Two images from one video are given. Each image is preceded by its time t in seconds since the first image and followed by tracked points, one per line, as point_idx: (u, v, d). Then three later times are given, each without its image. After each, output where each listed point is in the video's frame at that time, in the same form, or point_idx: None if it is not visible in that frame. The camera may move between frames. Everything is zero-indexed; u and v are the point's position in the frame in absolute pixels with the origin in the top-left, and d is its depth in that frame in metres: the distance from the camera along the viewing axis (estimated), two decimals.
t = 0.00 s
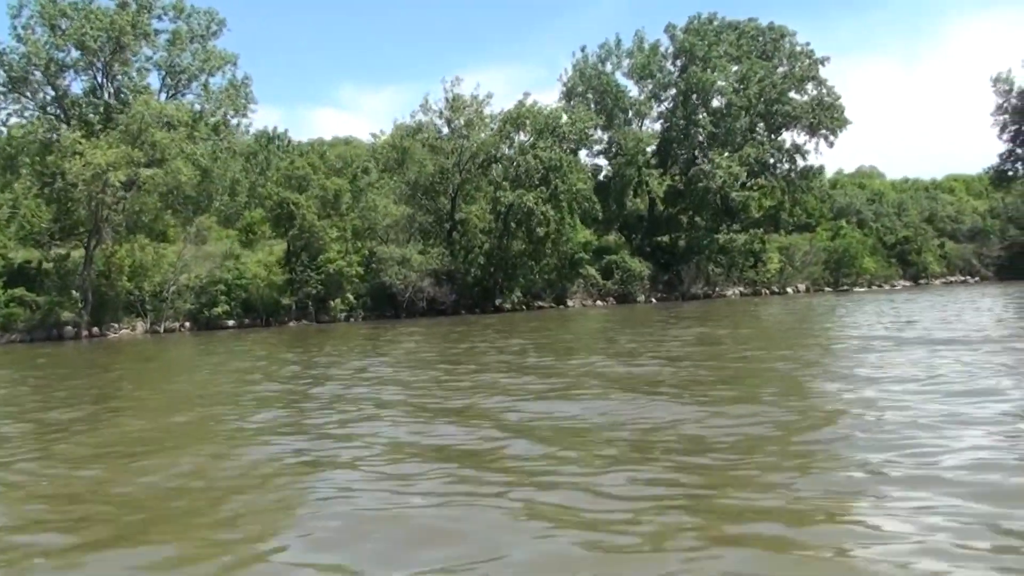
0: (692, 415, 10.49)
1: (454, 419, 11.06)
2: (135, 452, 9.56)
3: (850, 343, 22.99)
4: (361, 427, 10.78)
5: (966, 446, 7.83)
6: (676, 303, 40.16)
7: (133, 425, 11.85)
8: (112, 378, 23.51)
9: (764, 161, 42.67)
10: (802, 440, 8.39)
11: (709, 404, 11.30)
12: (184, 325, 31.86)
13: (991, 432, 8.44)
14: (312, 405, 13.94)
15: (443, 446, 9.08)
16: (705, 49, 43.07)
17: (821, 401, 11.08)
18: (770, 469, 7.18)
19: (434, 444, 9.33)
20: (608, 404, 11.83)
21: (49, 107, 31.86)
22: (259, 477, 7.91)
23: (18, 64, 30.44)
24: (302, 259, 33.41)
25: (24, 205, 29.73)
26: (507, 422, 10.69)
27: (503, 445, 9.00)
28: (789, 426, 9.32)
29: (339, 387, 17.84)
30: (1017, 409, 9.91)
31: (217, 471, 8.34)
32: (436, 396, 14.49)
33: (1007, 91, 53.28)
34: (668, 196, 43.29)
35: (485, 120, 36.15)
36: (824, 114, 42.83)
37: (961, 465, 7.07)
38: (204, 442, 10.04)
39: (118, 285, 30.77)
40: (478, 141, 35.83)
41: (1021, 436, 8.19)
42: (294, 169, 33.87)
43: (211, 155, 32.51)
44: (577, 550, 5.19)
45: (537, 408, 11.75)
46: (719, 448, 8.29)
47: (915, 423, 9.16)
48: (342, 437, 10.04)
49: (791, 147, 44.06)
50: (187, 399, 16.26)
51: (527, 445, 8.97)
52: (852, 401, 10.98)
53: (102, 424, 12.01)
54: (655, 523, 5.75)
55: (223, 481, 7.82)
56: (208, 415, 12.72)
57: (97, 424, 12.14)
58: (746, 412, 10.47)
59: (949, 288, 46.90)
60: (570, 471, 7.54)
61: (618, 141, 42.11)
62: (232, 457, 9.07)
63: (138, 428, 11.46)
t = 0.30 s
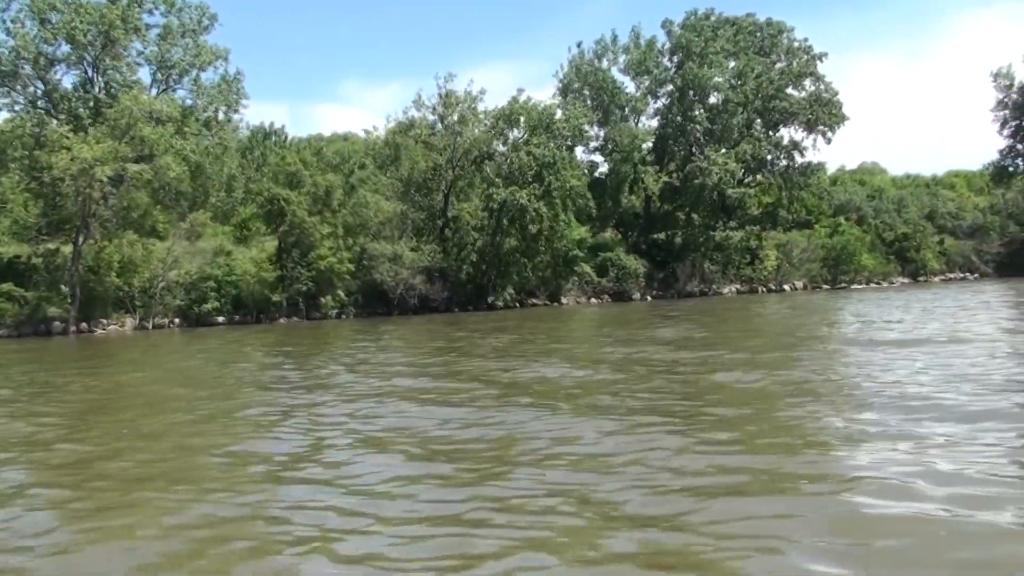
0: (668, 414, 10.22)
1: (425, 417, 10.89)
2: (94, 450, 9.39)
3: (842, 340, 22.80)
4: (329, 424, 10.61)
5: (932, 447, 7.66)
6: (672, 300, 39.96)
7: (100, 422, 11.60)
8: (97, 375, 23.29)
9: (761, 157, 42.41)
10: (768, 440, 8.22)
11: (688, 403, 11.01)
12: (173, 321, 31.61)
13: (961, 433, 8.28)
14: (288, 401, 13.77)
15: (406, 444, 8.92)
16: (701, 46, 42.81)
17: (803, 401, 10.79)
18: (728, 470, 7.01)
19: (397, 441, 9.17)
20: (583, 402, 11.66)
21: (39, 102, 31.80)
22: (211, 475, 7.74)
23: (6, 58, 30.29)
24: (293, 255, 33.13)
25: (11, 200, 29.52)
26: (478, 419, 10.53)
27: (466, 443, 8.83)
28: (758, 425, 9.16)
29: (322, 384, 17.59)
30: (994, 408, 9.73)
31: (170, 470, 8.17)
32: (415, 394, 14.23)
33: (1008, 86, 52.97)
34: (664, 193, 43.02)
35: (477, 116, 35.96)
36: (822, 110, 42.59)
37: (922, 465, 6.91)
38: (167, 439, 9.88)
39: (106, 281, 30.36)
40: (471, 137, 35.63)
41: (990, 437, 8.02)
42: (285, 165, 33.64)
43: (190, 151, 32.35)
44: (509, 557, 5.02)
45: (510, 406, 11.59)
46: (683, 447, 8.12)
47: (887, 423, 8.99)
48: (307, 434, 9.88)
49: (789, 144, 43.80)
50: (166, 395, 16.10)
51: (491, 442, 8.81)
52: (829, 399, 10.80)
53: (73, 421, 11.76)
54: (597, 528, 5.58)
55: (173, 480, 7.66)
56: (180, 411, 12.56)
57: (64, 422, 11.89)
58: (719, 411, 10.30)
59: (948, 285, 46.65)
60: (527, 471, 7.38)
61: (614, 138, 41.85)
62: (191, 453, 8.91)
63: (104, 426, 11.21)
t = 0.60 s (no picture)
0: (637, 418, 10.02)
1: (402, 418, 10.70)
2: (63, 452, 9.20)
3: (837, 342, 22.60)
4: (306, 425, 10.42)
5: (912, 454, 7.45)
6: (669, 302, 39.72)
7: (64, 421, 11.44)
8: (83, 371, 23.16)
9: (758, 158, 42.14)
10: (747, 446, 8.01)
11: (658, 406, 10.81)
12: (163, 318, 31.65)
13: (944, 440, 8.06)
14: (271, 400, 13.59)
15: (377, 447, 8.73)
16: (700, 45, 42.48)
17: (775, 405, 10.58)
18: (699, 477, 6.79)
19: (362, 444, 8.97)
20: (567, 403, 11.46)
21: (31, 96, 31.56)
22: (162, 479, 7.54)
23: None
24: (285, 254, 32.95)
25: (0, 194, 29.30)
26: (456, 421, 10.32)
27: (437, 446, 8.64)
28: (739, 430, 8.95)
29: (302, 383, 17.41)
30: (981, 415, 9.53)
31: (133, 471, 7.98)
32: (391, 393, 14.06)
33: (1010, 87, 52.63)
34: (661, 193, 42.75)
35: (472, 115, 35.71)
36: (821, 111, 42.33)
37: (900, 473, 6.70)
38: (136, 439, 9.68)
39: (95, 277, 30.01)
40: (465, 136, 35.40)
41: (973, 444, 7.80)
42: (277, 163, 33.35)
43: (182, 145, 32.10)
44: (456, 568, 4.77)
45: (492, 407, 11.39)
46: (658, 452, 7.91)
47: (870, 429, 8.77)
48: (281, 435, 9.69)
49: (788, 145, 43.52)
50: (149, 391, 15.94)
51: (463, 446, 8.60)
52: (815, 403, 10.59)
53: (37, 420, 11.61)
54: (556, 535, 5.35)
55: (131, 482, 7.46)
56: (159, 409, 12.38)
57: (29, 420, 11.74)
58: (701, 414, 10.09)
59: (948, 287, 46.35)
60: (495, 475, 7.16)
61: (611, 138, 41.58)
62: (159, 454, 8.71)
63: (66, 425, 11.05)
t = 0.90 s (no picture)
0: (605, 433, 9.73)
1: (369, 431, 10.47)
2: (12, 467, 8.93)
3: (828, 352, 22.34)
4: (270, 439, 10.19)
5: (880, 476, 7.22)
6: (662, 311, 39.49)
7: (23, 434, 11.18)
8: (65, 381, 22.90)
9: (752, 167, 41.88)
10: (712, 466, 7.78)
11: (630, 421, 10.52)
12: (150, 329, 31.34)
13: (916, 460, 7.82)
14: (243, 412, 13.36)
15: (336, 464, 8.50)
16: (694, 54, 42.20)
17: (751, 421, 10.29)
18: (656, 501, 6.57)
19: (318, 461, 8.68)
20: (539, 417, 11.21)
21: (18, 104, 31.36)
22: (101, 500, 7.27)
23: None
24: (274, 263, 32.70)
25: None
26: (422, 435, 10.08)
27: (397, 463, 8.41)
28: (709, 447, 8.71)
29: (281, 393, 17.15)
30: (958, 433, 9.25)
31: (80, 489, 7.76)
32: (364, 405, 13.78)
33: (1008, 96, 52.37)
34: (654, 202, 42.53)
35: (463, 124, 35.50)
36: (816, 120, 42.13)
37: (863, 499, 6.47)
38: (94, 454, 9.46)
39: (81, 288, 29.94)
40: (456, 145, 35.20)
41: (944, 466, 7.57)
42: (266, 172, 33.16)
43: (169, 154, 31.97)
44: None
45: (463, 421, 11.16)
46: (619, 472, 7.68)
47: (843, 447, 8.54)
48: (242, 450, 9.46)
49: (783, 154, 43.28)
50: (125, 402, 15.72)
51: (423, 464, 8.38)
52: (791, 419, 10.35)
53: None
54: (498, 569, 5.14)
55: (75, 501, 7.25)
56: (126, 421, 12.16)
57: None
58: (674, 429, 9.85)
59: (945, 296, 46.08)
60: (449, 497, 6.94)
61: (605, 147, 41.32)
62: (112, 470, 8.49)
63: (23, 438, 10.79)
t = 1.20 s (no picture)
0: (557, 449, 9.56)
1: (325, 445, 10.29)
2: None
3: (805, 367, 22.17)
4: (225, 452, 9.98)
5: (837, 497, 7.02)
6: (646, 324, 39.29)
7: None
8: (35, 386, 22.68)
9: (738, 180, 41.73)
10: (666, 486, 7.59)
11: (585, 437, 10.34)
12: (126, 334, 31.15)
13: (874, 480, 7.65)
14: (205, 420, 13.15)
15: (282, 480, 8.32)
16: (683, 66, 41.97)
17: (708, 437, 10.11)
18: (603, 525, 6.37)
19: (259, 478, 8.50)
20: (496, 431, 11.02)
21: None
22: (25, 519, 7.08)
23: None
24: (253, 270, 32.47)
25: None
26: (379, 450, 9.87)
27: (345, 481, 8.21)
28: (664, 465, 8.54)
29: (246, 402, 16.94)
30: (914, 452, 9.08)
31: (15, 506, 7.56)
32: (324, 414, 13.59)
33: (999, 113, 52.29)
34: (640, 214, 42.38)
35: (447, 132, 35.30)
36: (804, 134, 42.03)
37: (815, 523, 6.27)
38: (41, 466, 9.26)
39: (57, 292, 29.71)
40: (439, 154, 35.00)
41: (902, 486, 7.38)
42: (246, 179, 32.95)
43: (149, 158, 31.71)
44: None
45: (418, 434, 10.98)
46: (570, 493, 7.49)
47: (804, 466, 8.35)
48: (193, 464, 9.27)
49: (770, 168, 43.16)
50: (91, 409, 15.51)
51: (372, 481, 8.17)
52: (756, 435, 10.16)
53: None
54: None
55: (9, 519, 7.06)
56: (83, 428, 11.96)
57: None
58: (638, 446, 9.65)
59: (931, 313, 45.94)
60: (392, 518, 6.73)
61: (591, 157, 41.10)
62: (55, 485, 8.30)
63: None
